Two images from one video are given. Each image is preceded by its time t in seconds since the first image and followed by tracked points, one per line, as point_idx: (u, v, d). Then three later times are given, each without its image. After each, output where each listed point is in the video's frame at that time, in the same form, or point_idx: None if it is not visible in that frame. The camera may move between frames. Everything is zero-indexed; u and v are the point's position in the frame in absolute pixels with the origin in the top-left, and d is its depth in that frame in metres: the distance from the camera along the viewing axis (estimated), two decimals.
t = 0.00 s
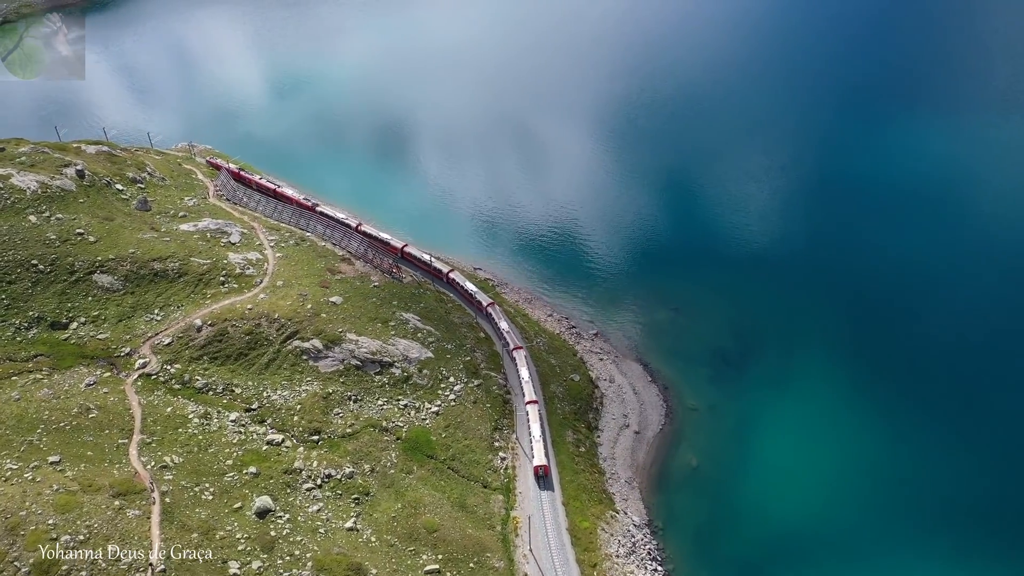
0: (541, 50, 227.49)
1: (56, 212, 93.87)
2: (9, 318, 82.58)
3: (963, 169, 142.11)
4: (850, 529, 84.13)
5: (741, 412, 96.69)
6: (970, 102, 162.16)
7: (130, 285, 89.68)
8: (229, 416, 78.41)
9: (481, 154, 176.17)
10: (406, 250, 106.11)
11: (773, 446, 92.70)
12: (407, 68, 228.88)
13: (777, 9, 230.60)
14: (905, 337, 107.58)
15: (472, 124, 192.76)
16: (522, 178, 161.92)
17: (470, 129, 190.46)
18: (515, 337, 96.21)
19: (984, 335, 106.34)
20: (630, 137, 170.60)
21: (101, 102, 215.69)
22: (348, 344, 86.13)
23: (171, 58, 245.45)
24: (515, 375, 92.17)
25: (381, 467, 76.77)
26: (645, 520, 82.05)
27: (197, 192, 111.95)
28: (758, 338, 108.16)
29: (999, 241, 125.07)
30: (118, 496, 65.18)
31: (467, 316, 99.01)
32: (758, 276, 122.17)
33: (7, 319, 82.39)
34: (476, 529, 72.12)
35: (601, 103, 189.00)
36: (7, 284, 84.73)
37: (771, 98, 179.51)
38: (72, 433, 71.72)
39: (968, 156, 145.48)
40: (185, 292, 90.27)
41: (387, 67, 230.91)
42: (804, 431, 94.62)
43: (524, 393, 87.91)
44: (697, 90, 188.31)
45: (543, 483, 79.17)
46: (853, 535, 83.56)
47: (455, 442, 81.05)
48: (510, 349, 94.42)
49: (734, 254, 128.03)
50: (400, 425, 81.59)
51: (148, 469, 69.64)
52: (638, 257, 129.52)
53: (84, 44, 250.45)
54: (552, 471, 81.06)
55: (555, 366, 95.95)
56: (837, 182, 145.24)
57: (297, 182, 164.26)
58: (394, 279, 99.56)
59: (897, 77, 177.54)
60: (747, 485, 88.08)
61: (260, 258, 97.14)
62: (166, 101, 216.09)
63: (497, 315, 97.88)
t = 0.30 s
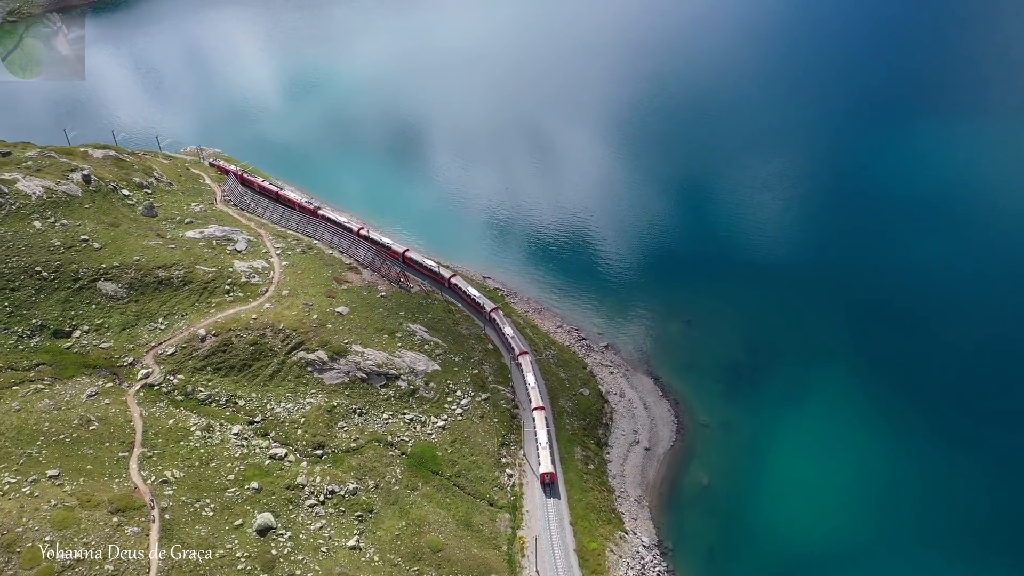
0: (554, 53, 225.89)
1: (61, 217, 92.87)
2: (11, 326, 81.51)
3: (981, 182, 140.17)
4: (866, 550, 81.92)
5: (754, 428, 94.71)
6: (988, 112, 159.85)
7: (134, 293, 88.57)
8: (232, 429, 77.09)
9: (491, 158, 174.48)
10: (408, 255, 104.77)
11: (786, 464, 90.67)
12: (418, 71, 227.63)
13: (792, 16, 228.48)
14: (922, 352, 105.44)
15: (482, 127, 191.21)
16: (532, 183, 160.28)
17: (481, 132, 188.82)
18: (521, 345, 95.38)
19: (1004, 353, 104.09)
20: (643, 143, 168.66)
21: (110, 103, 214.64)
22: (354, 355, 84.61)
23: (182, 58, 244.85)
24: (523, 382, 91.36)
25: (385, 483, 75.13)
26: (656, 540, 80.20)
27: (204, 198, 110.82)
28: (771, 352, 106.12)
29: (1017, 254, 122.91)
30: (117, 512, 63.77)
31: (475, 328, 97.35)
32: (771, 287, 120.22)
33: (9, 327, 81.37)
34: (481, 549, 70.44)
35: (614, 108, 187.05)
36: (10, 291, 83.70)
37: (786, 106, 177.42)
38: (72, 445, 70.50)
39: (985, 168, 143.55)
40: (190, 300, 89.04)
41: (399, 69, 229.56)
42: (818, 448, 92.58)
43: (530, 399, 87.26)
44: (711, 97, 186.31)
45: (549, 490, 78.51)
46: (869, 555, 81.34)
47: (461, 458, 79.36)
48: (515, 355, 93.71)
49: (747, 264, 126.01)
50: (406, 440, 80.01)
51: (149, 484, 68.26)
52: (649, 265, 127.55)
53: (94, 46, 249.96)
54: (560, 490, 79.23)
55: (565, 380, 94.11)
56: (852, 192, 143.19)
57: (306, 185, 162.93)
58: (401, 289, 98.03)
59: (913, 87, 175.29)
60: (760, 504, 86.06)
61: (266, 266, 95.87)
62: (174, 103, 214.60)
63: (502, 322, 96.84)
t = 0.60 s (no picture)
0: (566, 58, 224.03)
1: (65, 224, 91.83)
2: (12, 334, 80.42)
3: (998, 194, 137.81)
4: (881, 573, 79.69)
5: (766, 446, 92.67)
6: (1007, 123, 157.37)
7: (137, 301, 87.40)
8: (234, 442, 75.68)
9: (502, 161, 172.68)
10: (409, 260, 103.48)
11: (799, 483, 88.60)
12: (430, 73, 226.20)
13: (807, 22, 226.10)
14: (938, 368, 103.12)
15: (492, 131, 189.34)
16: (542, 188, 158.43)
17: (491, 135, 186.98)
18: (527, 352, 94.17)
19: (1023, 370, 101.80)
20: (654, 149, 166.55)
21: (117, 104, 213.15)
22: (358, 368, 83.08)
23: (192, 59, 243.98)
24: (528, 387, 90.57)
25: (388, 500, 73.40)
26: (665, 561, 78.27)
27: (210, 204, 109.65)
28: (784, 367, 103.98)
29: None
30: (115, 530, 62.14)
31: (483, 340, 95.64)
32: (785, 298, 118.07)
33: (11, 335, 80.28)
34: (486, 570, 68.67)
35: (626, 114, 184.97)
36: (12, 298, 82.59)
37: (801, 113, 175.14)
38: (71, 458, 69.17)
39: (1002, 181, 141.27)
40: (193, 309, 87.77)
41: (409, 72, 228.11)
42: (832, 467, 90.43)
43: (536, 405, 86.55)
44: (725, 103, 184.23)
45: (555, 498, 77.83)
46: None
47: (466, 474, 77.63)
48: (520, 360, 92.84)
49: (760, 273, 123.87)
50: (410, 455, 78.39)
51: (147, 500, 66.68)
52: (660, 273, 125.57)
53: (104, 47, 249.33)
54: (567, 509, 77.40)
55: (573, 395, 92.27)
56: (868, 202, 140.94)
57: (313, 188, 161.42)
58: (407, 299, 96.52)
59: (931, 95, 172.89)
60: (772, 524, 83.99)
61: (272, 275, 94.53)
62: (182, 104, 213.15)
63: (505, 328, 95.84)
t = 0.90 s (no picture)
0: (578, 62, 222.21)
1: (69, 230, 90.77)
2: (13, 343, 79.29)
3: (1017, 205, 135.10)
4: None
5: (779, 464, 90.59)
6: None
7: (140, 310, 86.17)
8: (235, 457, 74.20)
9: (511, 165, 170.79)
10: (409, 265, 102.44)
11: (812, 503, 86.48)
12: (440, 76, 224.49)
13: (823, 28, 223.28)
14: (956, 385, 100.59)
15: (502, 134, 187.51)
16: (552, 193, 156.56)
17: (501, 139, 185.17)
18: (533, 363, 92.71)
19: None
20: (666, 156, 164.43)
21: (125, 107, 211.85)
22: (363, 381, 81.49)
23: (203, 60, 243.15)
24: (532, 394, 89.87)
25: (391, 517, 71.45)
26: None
27: (216, 210, 108.48)
28: (798, 382, 101.89)
29: None
30: (112, 548, 60.51)
31: (490, 352, 94.01)
32: (799, 310, 115.75)
33: (11, 344, 79.11)
34: None
35: (638, 119, 182.84)
36: (13, 306, 81.46)
37: (816, 121, 172.64)
38: (69, 473, 67.75)
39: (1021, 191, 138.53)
40: (196, 319, 86.42)
41: (420, 74, 226.59)
42: (846, 486, 88.25)
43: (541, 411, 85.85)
44: (739, 110, 181.91)
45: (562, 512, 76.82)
46: None
47: (471, 492, 75.77)
48: (523, 366, 92.07)
49: (773, 284, 121.54)
50: (414, 471, 76.56)
51: (145, 516, 65.10)
52: (671, 282, 123.49)
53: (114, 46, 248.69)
54: (574, 529, 75.44)
55: (582, 410, 90.44)
56: (884, 212, 138.38)
57: (320, 190, 159.95)
58: (413, 309, 95.02)
59: (947, 105, 170.40)
60: (784, 546, 81.86)
61: (276, 284, 93.15)
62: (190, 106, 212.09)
63: (507, 334, 94.97)
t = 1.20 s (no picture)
0: (591, 66, 220.33)
1: (72, 237, 89.75)
2: (14, 351, 78.25)
3: None
4: None
5: (791, 484, 88.53)
6: None
7: (143, 319, 84.96)
8: (236, 471, 72.67)
9: (521, 170, 168.90)
10: (409, 270, 102.47)
11: (826, 524, 84.33)
12: (452, 78, 223.04)
13: (840, 35, 220.76)
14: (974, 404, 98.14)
15: (513, 138, 185.58)
16: (562, 198, 154.63)
17: (512, 142, 183.29)
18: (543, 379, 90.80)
19: None
20: (679, 162, 162.17)
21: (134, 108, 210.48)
22: (367, 395, 79.87)
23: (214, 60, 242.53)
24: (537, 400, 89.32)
25: (394, 536, 69.70)
26: None
27: (223, 216, 107.23)
28: (812, 398, 99.73)
29: None
30: (108, 566, 59.11)
31: (498, 365, 92.33)
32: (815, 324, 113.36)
33: (13, 352, 78.09)
34: None
35: (651, 124, 180.72)
36: (15, 314, 80.42)
37: (832, 129, 170.23)
38: (66, 487, 66.37)
39: None
40: (199, 328, 85.07)
41: (432, 76, 225.22)
42: (861, 507, 85.99)
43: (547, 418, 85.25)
44: (753, 117, 179.61)
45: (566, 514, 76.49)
46: None
47: (476, 510, 73.91)
48: (527, 372, 91.70)
49: (787, 296, 119.29)
50: (419, 488, 74.81)
51: (143, 533, 63.61)
52: (682, 292, 121.41)
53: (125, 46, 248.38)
54: (581, 550, 73.47)
55: (590, 426, 88.62)
56: (901, 222, 136.02)
57: (328, 193, 158.58)
58: (420, 319, 93.44)
59: (965, 115, 167.75)
60: (797, 569, 79.76)
61: (281, 293, 91.76)
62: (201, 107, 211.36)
63: (508, 340, 94.73)
